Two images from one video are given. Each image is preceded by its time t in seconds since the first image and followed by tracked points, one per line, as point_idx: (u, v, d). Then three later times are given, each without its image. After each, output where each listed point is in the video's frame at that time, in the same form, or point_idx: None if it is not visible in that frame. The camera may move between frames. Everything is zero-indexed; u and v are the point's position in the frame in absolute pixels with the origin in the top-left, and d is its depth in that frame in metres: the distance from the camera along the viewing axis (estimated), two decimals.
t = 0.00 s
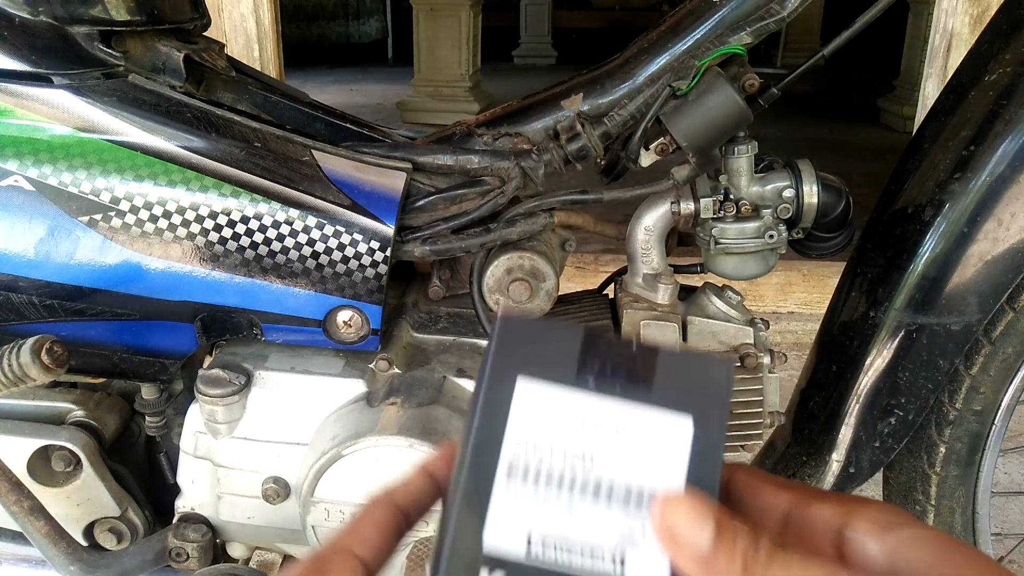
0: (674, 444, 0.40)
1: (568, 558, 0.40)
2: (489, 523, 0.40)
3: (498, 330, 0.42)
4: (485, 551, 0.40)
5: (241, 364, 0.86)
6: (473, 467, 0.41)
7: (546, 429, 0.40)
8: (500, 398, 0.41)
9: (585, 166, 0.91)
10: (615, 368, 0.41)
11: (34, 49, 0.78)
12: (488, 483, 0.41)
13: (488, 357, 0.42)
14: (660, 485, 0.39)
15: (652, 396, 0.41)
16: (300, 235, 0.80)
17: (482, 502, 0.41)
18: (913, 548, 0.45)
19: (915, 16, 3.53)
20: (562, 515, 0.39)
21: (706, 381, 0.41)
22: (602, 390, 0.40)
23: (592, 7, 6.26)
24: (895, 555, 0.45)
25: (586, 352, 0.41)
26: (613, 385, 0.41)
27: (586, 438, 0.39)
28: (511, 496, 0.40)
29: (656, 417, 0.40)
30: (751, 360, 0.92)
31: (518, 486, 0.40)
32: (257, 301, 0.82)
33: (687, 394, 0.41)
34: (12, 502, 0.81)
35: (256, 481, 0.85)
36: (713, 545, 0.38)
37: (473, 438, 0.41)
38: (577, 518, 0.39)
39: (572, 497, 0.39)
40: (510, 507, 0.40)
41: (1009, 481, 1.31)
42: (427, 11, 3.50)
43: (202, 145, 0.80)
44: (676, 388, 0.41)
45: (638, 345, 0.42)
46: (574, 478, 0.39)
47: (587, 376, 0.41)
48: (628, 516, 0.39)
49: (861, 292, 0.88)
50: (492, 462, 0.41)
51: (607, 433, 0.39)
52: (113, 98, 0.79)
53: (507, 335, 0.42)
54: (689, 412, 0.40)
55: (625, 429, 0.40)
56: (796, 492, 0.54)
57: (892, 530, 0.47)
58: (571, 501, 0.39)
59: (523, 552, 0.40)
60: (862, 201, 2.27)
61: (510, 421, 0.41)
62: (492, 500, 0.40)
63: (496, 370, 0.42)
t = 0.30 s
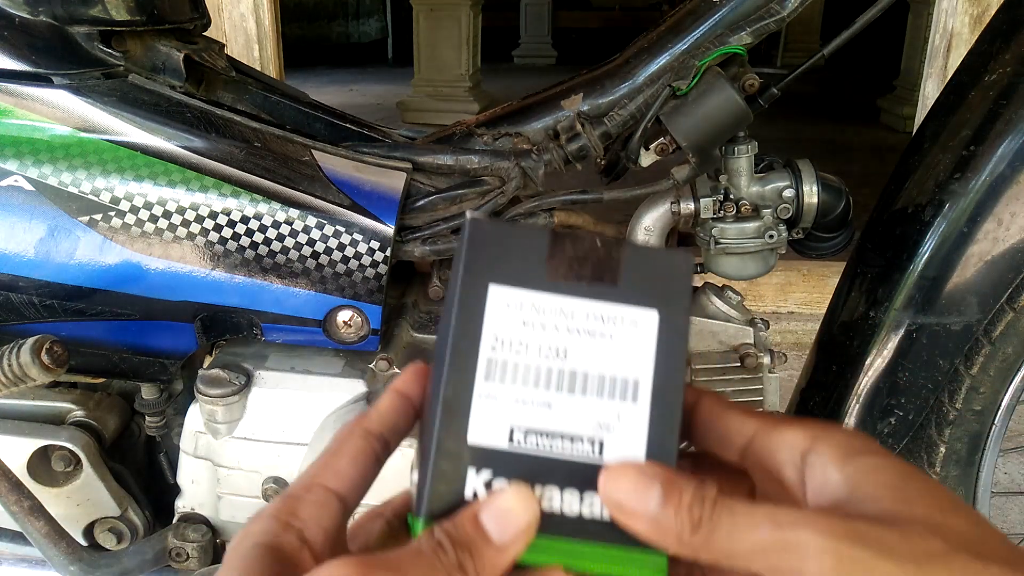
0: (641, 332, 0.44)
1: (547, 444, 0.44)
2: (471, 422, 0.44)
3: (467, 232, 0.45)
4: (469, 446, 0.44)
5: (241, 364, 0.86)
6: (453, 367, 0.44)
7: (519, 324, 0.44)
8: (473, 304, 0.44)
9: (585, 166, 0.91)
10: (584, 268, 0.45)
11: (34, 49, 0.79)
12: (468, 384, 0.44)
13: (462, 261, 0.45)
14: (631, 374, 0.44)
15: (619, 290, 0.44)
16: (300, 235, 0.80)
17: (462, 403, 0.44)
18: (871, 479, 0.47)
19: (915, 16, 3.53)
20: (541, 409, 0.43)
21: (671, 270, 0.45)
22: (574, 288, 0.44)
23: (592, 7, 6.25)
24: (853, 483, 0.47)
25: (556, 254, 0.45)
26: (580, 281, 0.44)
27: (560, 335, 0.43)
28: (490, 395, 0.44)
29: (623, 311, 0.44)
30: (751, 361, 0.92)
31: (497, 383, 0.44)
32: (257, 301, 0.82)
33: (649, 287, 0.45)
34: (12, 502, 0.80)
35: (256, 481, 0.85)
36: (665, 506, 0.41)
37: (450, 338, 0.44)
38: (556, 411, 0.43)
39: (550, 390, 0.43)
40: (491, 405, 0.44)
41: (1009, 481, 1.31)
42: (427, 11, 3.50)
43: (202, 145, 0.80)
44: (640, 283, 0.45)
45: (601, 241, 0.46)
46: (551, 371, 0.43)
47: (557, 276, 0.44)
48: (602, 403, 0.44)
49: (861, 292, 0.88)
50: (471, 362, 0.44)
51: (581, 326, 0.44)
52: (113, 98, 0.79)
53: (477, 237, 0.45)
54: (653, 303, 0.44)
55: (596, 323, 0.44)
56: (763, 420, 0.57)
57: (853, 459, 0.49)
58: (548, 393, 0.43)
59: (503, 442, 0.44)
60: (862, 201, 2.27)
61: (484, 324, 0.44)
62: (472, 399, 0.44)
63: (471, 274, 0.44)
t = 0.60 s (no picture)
0: (630, 264, 0.53)
1: (543, 375, 0.53)
2: (471, 358, 0.54)
3: (457, 179, 0.55)
4: (467, 381, 0.54)
5: (240, 364, 0.86)
6: (452, 307, 0.54)
7: (511, 265, 0.54)
8: (469, 247, 0.54)
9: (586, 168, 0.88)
10: (570, 207, 0.54)
11: (34, 49, 0.79)
12: (468, 322, 0.54)
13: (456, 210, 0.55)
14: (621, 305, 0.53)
15: (607, 226, 0.53)
16: (300, 235, 0.80)
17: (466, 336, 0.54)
18: (867, 433, 0.52)
19: (915, 16, 3.53)
20: (537, 343, 0.53)
21: (655, 199, 0.54)
22: (564, 228, 0.53)
23: (592, 7, 6.25)
24: (854, 436, 0.53)
25: (541, 197, 0.54)
26: (566, 220, 0.54)
27: (552, 271, 0.53)
28: (486, 332, 0.54)
29: (613, 245, 0.53)
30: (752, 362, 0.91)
31: (492, 322, 0.54)
32: (257, 301, 0.82)
33: (633, 222, 0.54)
34: (12, 502, 0.80)
35: (256, 482, 0.85)
36: (658, 425, 0.48)
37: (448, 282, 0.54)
38: (551, 344, 0.53)
39: (543, 323, 0.53)
40: (489, 342, 0.54)
41: (1009, 481, 1.31)
42: (426, 12, 3.50)
43: (202, 145, 0.80)
44: (624, 218, 0.54)
45: (587, 178, 0.55)
46: (545, 303, 0.53)
47: (543, 217, 0.54)
48: (595, 333, 0.53)
49: (861, 292, 0.87)
50: (470, 301, 0.54)
51: (570, 262, 0.53)
52: (113, 98, 0.79)
53: (466, 183, 0.55)
54: (642, 236, 0.53)
55: (586, 258, 0.53)
56: (786, 367, 0.63)
57: (860, 413, 0.54)
58: (542, 328, 0.53)
59: (503, 375, 0.54)
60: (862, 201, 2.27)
61: (478, 266, 0.54)
62: (471, 334, 0.54)
63: (461, 222, 0.54)
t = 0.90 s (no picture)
0: (622, 261, 0.51)
1: (534, 380, 0.52)
2: (459, 363, 0.53)
3: (435, 172, 0.51)
4: (457, 387, 0.53)
5: (240, 364, 0.86)
6: (437, 312, 0.52)
7: (497, 265, 0.51)
8: (452, 247, 0.52)
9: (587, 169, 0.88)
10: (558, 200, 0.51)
11: (33, 49, 0.79)
12: (455, 325, 0.52)
13: (437, 203, 0.52)
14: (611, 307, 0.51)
15: (597, 221, 0.51)
16: (300, 235, 0.80)
17: (452, 340, 0.53)
18: (877, 407, 0.54)
19: (915, 16, 3.53)
20: (526, 348, 0.52)
21: (649, 188, 0.51)
22: (552, 225, 0.51)
23: (592, 7, 6.25)
24: (863, 410, 0.54)
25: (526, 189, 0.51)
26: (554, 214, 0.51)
27: (540, 271, 0.51)
28: (472, 338, 0.52)
29: (604, 242, 0.51)
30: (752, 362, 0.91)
31: (478, 327, 0.52)
32: (257, 301, 0.82)
33: (626, 216, 0.51)
34: (12, 502, 0.80)
35: (257, 482, 0.85)
36: (648, 440, 0.48)
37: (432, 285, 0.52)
38: (540, 349, 0.52)
39: (532, 326, 0.51)
40: (475, 347, 0.52)
41: (1010, 480, 1.32)
42: (426, 12, 3.50)
43: (202, 145, 0.80)
44: (617, 210, 0.51)
45: (576, 168, 0.51)
46: (532, 305, 0.51)
47: (529, 212, 0.51)
48: (585, 336, 0.51)
49: (861, 292, 0.87)
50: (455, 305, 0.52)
51: (559, 261, 0.51)
52: (113, 98, 0.79)
53: (445, 175, 0.51)
54: (635, 231, 0.51)
55: (574, 256, 0.51)
56: (798, 344, 0.64)
57: (867, 390, 0.56)
58: (531, 332, 0.51)
59: (492, 380, 0.53)
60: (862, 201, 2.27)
61: (462, 266, 0.52)
62: (456, 340, 0.53)
63: (443, 219, 0.52)
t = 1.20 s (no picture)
0: (611, 298, 0.48)
1: (530, 421, 0.50)
2: (453, 415, 0.50)
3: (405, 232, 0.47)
4: (454, 439, 0.51)
5: (241, 364, 0.86)
6: (425, 368, 0.49)
7: (481, 317, 0.48)
8: (432, 306, 0.48)
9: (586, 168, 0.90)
10: (535, 245, 0.47)
11: (34, 49, 0.79)
12: (444, 380, 0.49)
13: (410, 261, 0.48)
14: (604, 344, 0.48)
15: (579, 261, 0.47)
16: (300, 235, 0.80)
17: (442, 397, 0.50)
18: (872, 422, 0.54)
19: (915, 16, 3.54)
20: (519, 391, 0.49)
21: (629, 223, 0.47)
22: (532, 270, 0.47)
23: (592, 7, 6.25)
24: (856, 425, 0.54)
25: (502, 238, 0.47)
26: (533, 259, 0.47)
27: (526, 317, 0.48)
28: (464, 389, 0.50)
29: (588, 282, 0.47)
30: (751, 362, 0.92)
31: (469, 377, 0.49)
32: (257, 301, 0.82)
33: (610, 252, 0.47)
34: (12, 502, 0.80)
35: (257, 481, 0.85)
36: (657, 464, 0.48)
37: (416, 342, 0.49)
38: (533, 391, 0.49)
39: (523, 371, 0.49)
40: (468, 397, 0.50)
41: (1010, 481, 1.31)
42: (426, 12, 3.51)
43: (202, 145, 0.80)
44: (598, 246, 0.47)
45: (551, 208, 0.47)
46: (522, 352, 0.48)
47: (509, 260, 0.47)
48: (578, 376, 0.49)
49: (861, 292, 0.87)
50: (442, 359, 0.49)
51: (544, 305, 0.48)
52: (113, 98, 0.79)
53: (416, 234, 0.48)
54: (620, 268, 0.47)
55: (560, 299, 0.48)
56: (789, 355, 0.64)
57: (858, 404, 0.56)
58: (523, 375, 0.49)
59: (489, 427, 0.50)
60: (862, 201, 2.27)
61: (444, 321, 0.49)
62: (447, 393, 0.50)
63: (418, 278, 0.48)
